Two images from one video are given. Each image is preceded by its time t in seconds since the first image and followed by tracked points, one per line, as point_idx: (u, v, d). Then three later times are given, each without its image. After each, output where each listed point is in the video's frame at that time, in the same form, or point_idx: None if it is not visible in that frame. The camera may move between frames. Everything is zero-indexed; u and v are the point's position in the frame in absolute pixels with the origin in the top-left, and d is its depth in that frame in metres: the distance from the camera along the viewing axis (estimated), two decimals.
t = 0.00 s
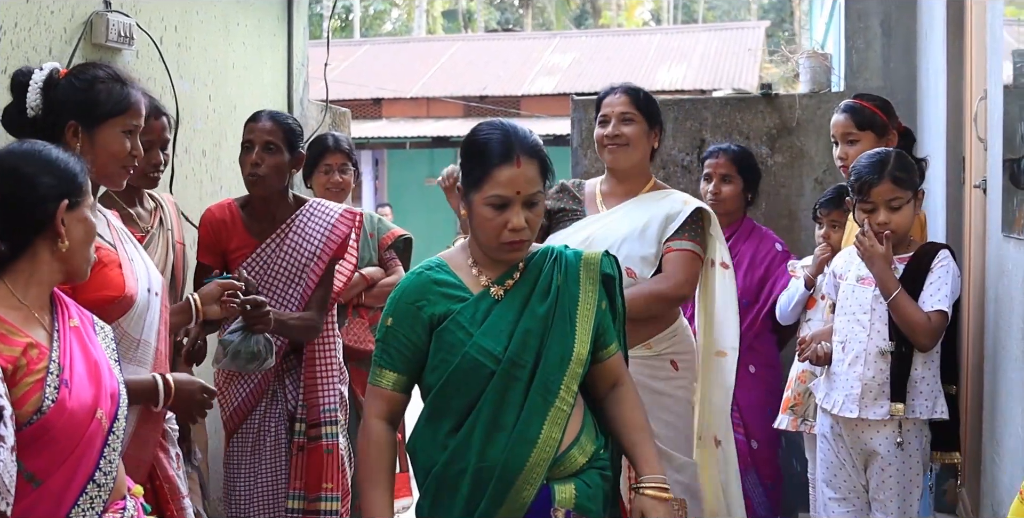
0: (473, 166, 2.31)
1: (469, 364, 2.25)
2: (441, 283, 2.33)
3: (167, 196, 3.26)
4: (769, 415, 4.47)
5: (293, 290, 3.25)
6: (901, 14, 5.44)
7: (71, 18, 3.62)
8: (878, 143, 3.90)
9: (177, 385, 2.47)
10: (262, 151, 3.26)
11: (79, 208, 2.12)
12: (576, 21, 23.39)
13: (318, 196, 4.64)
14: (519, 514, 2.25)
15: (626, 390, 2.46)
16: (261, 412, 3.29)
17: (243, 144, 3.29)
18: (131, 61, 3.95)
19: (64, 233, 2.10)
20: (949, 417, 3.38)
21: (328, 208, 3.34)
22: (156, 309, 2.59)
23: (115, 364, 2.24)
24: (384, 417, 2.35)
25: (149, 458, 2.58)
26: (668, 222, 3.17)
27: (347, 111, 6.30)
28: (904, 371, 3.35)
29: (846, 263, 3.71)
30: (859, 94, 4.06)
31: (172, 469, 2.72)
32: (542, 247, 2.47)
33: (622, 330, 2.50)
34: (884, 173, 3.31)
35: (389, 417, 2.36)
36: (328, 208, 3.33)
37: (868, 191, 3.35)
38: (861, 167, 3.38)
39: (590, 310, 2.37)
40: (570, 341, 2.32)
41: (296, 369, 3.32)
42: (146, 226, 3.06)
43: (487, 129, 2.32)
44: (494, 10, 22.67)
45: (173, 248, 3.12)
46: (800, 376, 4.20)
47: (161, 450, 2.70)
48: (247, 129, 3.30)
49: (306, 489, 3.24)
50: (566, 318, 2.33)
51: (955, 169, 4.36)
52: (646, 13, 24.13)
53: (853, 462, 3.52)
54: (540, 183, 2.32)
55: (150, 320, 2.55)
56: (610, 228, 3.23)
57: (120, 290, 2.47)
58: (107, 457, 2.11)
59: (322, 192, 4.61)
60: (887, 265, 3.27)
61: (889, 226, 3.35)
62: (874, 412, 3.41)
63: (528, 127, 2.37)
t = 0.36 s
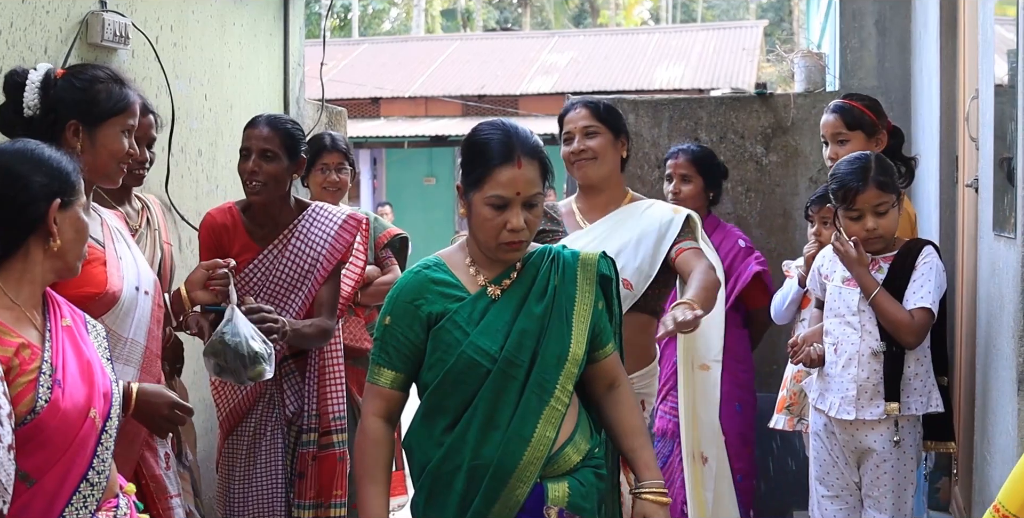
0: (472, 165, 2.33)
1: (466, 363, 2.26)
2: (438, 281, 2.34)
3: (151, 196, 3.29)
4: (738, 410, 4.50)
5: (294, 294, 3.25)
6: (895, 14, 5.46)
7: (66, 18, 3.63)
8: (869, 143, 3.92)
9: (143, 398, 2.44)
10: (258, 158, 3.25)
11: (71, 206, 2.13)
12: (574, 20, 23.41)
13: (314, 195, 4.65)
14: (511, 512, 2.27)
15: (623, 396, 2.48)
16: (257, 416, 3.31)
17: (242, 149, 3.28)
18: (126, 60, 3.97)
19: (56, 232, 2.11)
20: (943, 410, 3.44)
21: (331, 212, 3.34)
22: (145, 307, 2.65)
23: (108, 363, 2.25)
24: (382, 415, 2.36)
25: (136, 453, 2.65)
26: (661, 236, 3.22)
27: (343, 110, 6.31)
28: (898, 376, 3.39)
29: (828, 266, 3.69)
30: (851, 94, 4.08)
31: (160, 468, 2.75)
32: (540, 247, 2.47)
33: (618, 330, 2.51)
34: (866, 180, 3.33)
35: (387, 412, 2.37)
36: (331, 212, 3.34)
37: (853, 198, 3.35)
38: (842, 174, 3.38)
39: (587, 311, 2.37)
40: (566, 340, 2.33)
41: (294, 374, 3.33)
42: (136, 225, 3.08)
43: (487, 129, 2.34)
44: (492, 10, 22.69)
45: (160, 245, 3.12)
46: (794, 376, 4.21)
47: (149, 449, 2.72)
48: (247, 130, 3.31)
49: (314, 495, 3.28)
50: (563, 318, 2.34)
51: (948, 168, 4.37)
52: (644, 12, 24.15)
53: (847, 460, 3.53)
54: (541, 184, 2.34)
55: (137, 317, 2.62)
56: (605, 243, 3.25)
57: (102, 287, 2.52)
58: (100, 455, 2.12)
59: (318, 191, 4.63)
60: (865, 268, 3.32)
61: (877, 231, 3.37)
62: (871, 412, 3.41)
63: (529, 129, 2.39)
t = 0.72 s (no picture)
0: (475, 165, 2.34)
1: (466, 362, 2.27)
2: (439, 281, 2.36)
3: (145, 193, 3.27)
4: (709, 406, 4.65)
5: (301, 296, 3.26)
6: (891, 13, 5.47)
7: (63, 18, 3.63)
8: (863, 143, 3.92)
9: (137, 388, 2.48)
10: (263, 160, 3.28)
11: (61, 207, 2.15)
12: (573, 18, 23.42)
13: (312, 195, 4.66)
14: (509, 510, 2.28)
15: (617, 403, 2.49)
16: (256, 418, 3.29)
17: (248, 150, 3.32)
18: (123, 60, 3.97)
19: (45, 231, 2.13)
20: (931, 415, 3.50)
21: (336, 212, 3.34)
22: (133, 308, 2.66)
23: (106, 364, 2.26)
24: (385, 415, 2.38)
25: (128, 452, 2.65)
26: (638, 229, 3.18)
27: (340, 109, 6.32)
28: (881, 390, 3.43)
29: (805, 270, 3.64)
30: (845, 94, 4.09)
31: (151, 466, 2.76)
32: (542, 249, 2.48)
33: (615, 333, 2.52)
34: (838, 194, 3.29)
35: (389, 413, 2.38)
36: (336, 213, 3.34)
37: (826, 212, 3.31)
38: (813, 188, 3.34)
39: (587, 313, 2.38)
40: (566, 340, 2.34)
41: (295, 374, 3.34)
42: (134, 224, 3.09)
43: (491, 130, 2.35)
44: (491, 8, 22.69)
45: (159, 245, 3.13)
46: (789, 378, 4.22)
47: (140, 448, 2.73)
48: (254, 130, 3.35)
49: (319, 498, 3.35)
50: (563, 319, 2.35)
51: (943, 168, 4.39)
52: (643, 10, 24.17)
53: (834, 461, 3.51)
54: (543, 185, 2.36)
55: (128, 316, 2.64)
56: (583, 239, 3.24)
57: (90, 289, 2.53)
58: (92, 455, 2.13)
59: (315, 191, 4.64)
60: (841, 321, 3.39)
61: (850, 243, 3.35)
62: (857, 421, 3.46)
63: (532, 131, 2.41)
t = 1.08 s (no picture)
0: (475, 163, 2.34)
1: (463, 361, 2.28)
2: (437, 280, 2.35)
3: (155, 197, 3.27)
4: (673, 408, 4.61)
5: (301, 295, 3.26)
6: (888, 14, 5.48)
7: (60, 17, 3.64)
8: (857, 143, 3.93)
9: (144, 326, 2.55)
10: (266, 159, 3.28)
11: (53, 206, 2.15)
12: (572, 19, 23.45)
13: (309, 194, 4.67)
14: (504, 508, 2.28)
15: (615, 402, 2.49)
16: (255, 418, 3.33)
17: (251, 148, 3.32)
18: (120, 60, 3.97)
19: (36, 231, 2.13)
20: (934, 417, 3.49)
21: (337, 212, 3.34)
22: (124, 308, 2.66)
23: (103, 363, 2.26)
24: (382, 413, 2.38)
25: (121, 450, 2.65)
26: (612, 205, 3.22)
27: (338, 109, 6.33)
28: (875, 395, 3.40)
29: (812, 269, 3.64)
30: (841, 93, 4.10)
31: (143, 464, 2.77)
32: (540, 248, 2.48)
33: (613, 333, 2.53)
34: (853, 195, 3.30)
35: (387, 413, 2.39)
36: (337, 213, 3.34)
37: (839, 212, 3.31)
38: (826, 187, 3.35)
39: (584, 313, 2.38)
40: (563, 339, 2.34)
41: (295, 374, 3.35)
42: (137, 221, 3.10)
43: (491, 129, 2.35)
44: (489, 9, 22.69)
45: (159, 240, 3.16)
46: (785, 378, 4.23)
47: (132, 446, 2.74)
48: (257, 128, 3.34)
49: (328, 495, 3.33)
50: (560, 318, 2.35)
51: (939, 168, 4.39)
52: (641, 11, 24.19)
53: (837, 463, 3.54)
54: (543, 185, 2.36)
55: (118, 315, 2.64)
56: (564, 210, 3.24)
57: (81, 290, 2.54)
58: (83, 454, 2.13)
59: (313, 190, 4.64)
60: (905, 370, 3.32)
61: (862, 244, 3.33)
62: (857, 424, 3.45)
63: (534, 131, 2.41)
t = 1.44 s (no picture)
0: (471, 163, 2.34)
1: (456, 360, 2.27)
2: (432, 280, 2.35)
3: (149, 200, 3.23)
4: (660, 409, 4.60)
5: (299, 290, 3.27)
6: (886, 13, 5.47)
7: (56, 17, 3.63)
8: (854, 142, 3.93)
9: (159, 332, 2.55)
10: (264, 154, 3.28)
11: (40, 205, 2.15)
12: (571, 18, 23.45)
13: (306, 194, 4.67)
14: (498, 507, 2.28)
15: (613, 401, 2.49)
16: (257, 414, 3.31)
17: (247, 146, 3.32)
18: (116, 60, 3.97)
19: (25, 232, 2.14)
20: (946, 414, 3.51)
21: (331, 209, 3.34)
22: (128, 306, 2.65)
23: (102, 364, 2.25)
24: (377, 413, 2.37)
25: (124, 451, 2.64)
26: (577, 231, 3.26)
27: (336, 109, 6.32)
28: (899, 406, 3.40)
29: (817, 285, 3.60)
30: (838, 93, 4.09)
31: (147, 465, 2.76)
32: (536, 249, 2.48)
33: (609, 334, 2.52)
34: (855, 214, 3.25)
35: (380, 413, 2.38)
36: (331, 209, 3.34)
37: (843, 233, 3.27)
38: (827, 205, 3.29)
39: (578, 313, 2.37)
40: (558, 338, 2.34)
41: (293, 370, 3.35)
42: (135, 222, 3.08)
43: (487, 129, 2.35)
44: (488, 8, 22.69)
45: (159, 244, 3.14)
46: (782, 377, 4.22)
47: (136, 446, 2.73)
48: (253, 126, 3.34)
49: (317, 491, 3.32)
50: (555, 317, 2.34)
51: (936, 168, 4.38)
52: (641, 11, 24.20)
53: (853, 466, 3.54)
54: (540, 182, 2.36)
55: (123, 314, 2.63)
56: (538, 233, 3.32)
57: (88, 286, 2.53)
58: (76, 454, 2.12)
59: (310, 190, 4.64)
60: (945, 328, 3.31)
61: (868, 264, 3.29)
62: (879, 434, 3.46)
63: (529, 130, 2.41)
